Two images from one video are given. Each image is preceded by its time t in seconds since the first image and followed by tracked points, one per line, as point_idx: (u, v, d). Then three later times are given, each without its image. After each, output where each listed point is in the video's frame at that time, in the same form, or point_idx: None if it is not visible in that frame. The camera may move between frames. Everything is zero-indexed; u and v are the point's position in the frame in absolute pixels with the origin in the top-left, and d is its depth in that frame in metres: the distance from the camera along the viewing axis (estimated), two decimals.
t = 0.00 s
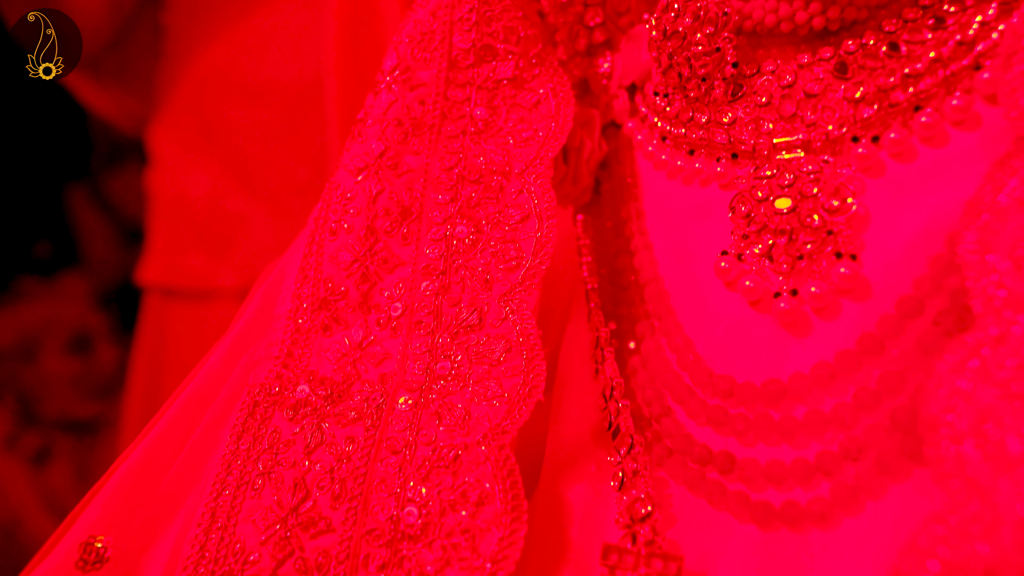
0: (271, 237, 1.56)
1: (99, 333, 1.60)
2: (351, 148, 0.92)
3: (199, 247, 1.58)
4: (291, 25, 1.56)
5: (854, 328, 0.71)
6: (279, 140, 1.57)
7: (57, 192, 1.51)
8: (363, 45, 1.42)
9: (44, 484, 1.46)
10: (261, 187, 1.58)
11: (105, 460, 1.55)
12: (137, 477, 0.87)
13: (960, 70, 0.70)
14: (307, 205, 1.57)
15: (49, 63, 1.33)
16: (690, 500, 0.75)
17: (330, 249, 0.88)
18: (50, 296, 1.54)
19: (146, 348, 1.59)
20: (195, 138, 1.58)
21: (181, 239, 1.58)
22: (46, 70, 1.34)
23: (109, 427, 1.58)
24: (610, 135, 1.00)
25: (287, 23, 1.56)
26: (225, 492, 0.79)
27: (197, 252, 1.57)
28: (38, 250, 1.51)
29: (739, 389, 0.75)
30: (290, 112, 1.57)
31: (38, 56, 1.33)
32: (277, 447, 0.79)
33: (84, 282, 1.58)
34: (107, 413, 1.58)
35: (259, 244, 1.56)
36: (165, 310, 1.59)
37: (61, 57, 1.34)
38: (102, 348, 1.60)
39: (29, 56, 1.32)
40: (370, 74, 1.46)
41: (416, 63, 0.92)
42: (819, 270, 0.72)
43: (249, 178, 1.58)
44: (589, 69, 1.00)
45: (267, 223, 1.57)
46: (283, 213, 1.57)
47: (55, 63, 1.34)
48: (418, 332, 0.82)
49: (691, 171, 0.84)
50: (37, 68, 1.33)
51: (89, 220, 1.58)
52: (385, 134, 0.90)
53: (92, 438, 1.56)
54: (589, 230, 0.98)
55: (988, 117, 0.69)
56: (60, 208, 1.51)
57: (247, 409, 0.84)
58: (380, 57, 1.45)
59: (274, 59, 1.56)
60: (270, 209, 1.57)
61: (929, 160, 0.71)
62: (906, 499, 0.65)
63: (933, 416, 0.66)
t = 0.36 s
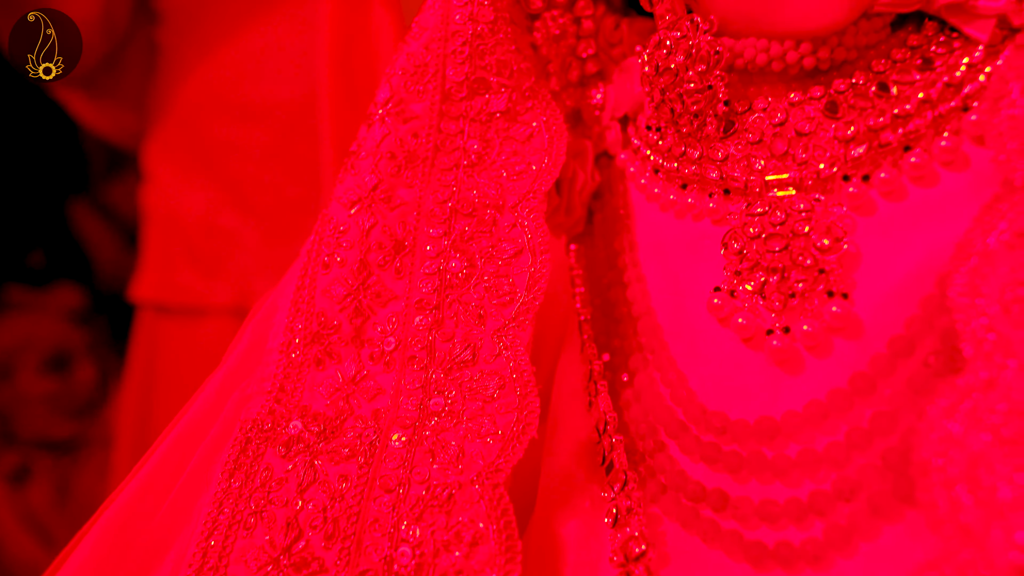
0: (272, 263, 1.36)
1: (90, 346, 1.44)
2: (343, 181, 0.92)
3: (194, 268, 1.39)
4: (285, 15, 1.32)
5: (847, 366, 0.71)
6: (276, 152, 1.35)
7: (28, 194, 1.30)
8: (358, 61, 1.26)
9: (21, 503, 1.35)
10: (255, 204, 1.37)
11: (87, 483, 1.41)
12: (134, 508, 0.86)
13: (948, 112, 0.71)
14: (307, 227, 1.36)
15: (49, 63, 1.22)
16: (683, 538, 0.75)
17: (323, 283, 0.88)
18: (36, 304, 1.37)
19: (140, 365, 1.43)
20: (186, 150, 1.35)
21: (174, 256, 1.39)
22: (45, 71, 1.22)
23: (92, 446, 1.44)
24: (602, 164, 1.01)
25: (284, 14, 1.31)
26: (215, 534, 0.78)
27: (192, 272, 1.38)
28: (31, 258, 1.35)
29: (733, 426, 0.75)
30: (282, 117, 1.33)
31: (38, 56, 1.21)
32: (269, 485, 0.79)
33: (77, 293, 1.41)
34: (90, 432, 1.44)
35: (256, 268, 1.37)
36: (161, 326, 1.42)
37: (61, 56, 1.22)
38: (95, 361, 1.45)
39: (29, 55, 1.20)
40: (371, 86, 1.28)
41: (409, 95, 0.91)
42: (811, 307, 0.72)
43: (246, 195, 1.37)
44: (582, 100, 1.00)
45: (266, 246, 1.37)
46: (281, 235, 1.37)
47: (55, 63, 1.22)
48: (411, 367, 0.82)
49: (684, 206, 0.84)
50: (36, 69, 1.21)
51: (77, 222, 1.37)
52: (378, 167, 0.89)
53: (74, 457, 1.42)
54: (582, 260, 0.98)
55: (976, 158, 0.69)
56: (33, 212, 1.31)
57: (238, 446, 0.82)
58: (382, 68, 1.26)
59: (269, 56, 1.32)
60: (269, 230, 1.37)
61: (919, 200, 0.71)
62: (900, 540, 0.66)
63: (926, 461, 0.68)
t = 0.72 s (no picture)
0: (272, 282, 1.34)
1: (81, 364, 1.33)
2: (336, 217, 0.92)
3: (191, 286, 1.33)
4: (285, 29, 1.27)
5: (835, 408, 0.72)
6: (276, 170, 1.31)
7: (20, 202, 1.17)
8: (354, 85, 1.26)
9: None
10: (252, 222, 1.33)
11: (67, 510, 1.33)
12: (131, 544, 0.86)
13: (932, 156, 0.72)
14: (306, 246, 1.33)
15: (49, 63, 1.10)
16: None
17: (315, 319, 0.88)
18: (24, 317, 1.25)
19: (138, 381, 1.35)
20: (182, 166, 1.28)
21: (171, 272, 1.31)
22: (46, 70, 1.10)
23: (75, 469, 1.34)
24: (593, 197, 1.02)
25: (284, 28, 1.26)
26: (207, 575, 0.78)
27: (189, 290, 1.33)
28: (22, 268, 1.21)
29: (723, 465, 0.75)
30: (281, 135, 1.30)
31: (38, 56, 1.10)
32: (262, 525, 0.79)
33: (72, 307, 1.28)
34: (71, 457, 1.34)
35: (256, 288, 1.35)
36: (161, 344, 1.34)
37: (62, 57, 1.11)
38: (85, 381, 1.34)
39: (27, 55, 1.09)
40: (367, 108, 1.28)
41: (401, 130, 0.91)
42: (799, 348, 0.73)
43: (245, 213, 1.33)
44: (573, 133, 1.01)
45: (265, 264, 1.34)
46: (280, 254, 1.34)
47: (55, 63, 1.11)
48: (404, 405, 0.82)
49: (674, 244, 0.85)
50: (36, 69, 1.10)
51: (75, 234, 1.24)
52: (371, 204, 0.89)
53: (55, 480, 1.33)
54: (574, 292, 0.99)
55: (960, 203, 0.71)
56: (23, 223, 1.18)
57: (230, 486, 0.82)
58: (379, 92, 1.26)
59: (269, 72, 1.27)
60: (269, 248, 1.34)
61: (905, 243, 0.72)
62: None
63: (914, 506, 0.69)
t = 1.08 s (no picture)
0: (277, 295, 1.32)
1: (72, 376, 1.33)
2: (330, 249, 0.92)
3: (193, 301, 1.31)
4: (286, 45, 1.27)
5: (825, 445, 0.73)
6: (280, 184, 1.30)
7: (19, 221, 1.19)
8: (355, 103, 1.27)
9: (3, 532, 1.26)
10: (256, 236, 1.32)
11: (59, 523, 1.32)
12: None
13: (920, 197, 0.74)
14: (311, 258, 1.30)
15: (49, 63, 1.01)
16: None
17: (309, 353, 0.88)
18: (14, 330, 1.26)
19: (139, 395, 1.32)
20: (186, 183, 1.28)
21: (174, 286, 1.30)
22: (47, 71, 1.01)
23: (64, 485, 1.34)
24: (586, 228, 1.02)
25: (287, 44, 1.26)
26: None
27: (192, 304, 1.31)
28: (16, 278, 1.23)
29: (716, 500, 0.76)
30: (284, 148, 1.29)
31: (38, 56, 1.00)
32: (256, 562, 0.79)
33: (66, 319, 1.29)
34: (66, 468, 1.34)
35: (258, 302, 1.32)
36: (161, 358, 1.31)
37: (62, 57, 1.01)
38: (75, 393, 1.34)
39: (26, 55, 0.99)
40: (370, 122, 1.28)
41: (396, 164, 0.91)
42: (790, 385, 0.74)
43: (248, 228, 1.32)
44: (566, 164, 1.01)
45: (269, 278, 1.32)
46: (285, 267, 1.31)
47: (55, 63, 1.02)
48: (398, 440, 0.82)
49: (666, 278, 0.85)
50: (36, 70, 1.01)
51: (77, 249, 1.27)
52: (365, 237, 0.90)
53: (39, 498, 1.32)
54: (567, 321, 0.99)
55: (946, 243, 0.72)
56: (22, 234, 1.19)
57: (224, 522, 0.82)
58: (382, 106, 1.26)
59: (272, 88, 1.27)
60: (274, 261, 1.32)
61: (893, 282, 0.73)
62: None
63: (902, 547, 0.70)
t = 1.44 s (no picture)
0: (285, 311, 1.31)
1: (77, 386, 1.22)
2: (326, 279, 0.91)
3: (199, 319, 1.28)
4: (293, 62, 1.27)
5: (826, 481, 0.73)
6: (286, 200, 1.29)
7: (18, 230, 1.09)
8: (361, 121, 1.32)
9: None
10: (261, 252, 1.30)
11: (57, 534, 1.23)
12: None
13: (918, 232, 0.73)
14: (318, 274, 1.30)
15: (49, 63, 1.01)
16: None
17: (304, 385, 0.87)
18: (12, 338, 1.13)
19: (140, 412, 1.29)
20: (193, 202, 1.25)
21: (179, 302, 1.27)
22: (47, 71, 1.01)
23: (63, 491, 1.24)
24: (583, 255, 1.01)
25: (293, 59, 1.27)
26: None
27: (198, 322, 1.27)
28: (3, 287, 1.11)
29: (716, 536, 0.76)
30: (292, 164, 1.29)
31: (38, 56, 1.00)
32: None
33: (56, 329, 1.17)
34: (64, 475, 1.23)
35: (265, 319, 1.30)
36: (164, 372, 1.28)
37: (63, 57, 1.01)
38: (76, 404, 1.23)
39: (26, 55, 0.99)
40: (372, 136, 1.33)
41: (391, 193, 0.90)
42: (790, 422, 0.73)
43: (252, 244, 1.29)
44: (563, 191, 1.01)
45: (278, 294, 1.31)
46: (293, 283, 1.31)
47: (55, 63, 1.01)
48: (394, 475, 0.81)
49: (664, 309, 0.85)
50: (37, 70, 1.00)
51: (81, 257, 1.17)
52: (361, 267, 0.89)
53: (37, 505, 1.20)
54: (564, 349, 0.98)
55: (945, 277, 0.72)
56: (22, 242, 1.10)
57: (218, 560, 0.81)
58: (385, 123, 1.33)
59: (280, 104, 1.27)
60: (280, 277, 1.31)
61: (893, 317, 0.73)
62: None
63: None
